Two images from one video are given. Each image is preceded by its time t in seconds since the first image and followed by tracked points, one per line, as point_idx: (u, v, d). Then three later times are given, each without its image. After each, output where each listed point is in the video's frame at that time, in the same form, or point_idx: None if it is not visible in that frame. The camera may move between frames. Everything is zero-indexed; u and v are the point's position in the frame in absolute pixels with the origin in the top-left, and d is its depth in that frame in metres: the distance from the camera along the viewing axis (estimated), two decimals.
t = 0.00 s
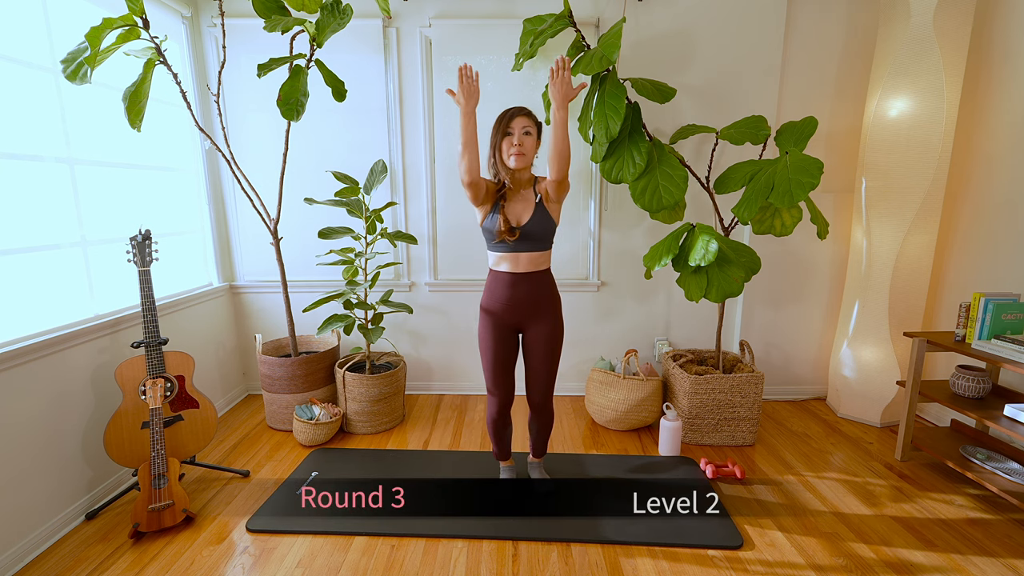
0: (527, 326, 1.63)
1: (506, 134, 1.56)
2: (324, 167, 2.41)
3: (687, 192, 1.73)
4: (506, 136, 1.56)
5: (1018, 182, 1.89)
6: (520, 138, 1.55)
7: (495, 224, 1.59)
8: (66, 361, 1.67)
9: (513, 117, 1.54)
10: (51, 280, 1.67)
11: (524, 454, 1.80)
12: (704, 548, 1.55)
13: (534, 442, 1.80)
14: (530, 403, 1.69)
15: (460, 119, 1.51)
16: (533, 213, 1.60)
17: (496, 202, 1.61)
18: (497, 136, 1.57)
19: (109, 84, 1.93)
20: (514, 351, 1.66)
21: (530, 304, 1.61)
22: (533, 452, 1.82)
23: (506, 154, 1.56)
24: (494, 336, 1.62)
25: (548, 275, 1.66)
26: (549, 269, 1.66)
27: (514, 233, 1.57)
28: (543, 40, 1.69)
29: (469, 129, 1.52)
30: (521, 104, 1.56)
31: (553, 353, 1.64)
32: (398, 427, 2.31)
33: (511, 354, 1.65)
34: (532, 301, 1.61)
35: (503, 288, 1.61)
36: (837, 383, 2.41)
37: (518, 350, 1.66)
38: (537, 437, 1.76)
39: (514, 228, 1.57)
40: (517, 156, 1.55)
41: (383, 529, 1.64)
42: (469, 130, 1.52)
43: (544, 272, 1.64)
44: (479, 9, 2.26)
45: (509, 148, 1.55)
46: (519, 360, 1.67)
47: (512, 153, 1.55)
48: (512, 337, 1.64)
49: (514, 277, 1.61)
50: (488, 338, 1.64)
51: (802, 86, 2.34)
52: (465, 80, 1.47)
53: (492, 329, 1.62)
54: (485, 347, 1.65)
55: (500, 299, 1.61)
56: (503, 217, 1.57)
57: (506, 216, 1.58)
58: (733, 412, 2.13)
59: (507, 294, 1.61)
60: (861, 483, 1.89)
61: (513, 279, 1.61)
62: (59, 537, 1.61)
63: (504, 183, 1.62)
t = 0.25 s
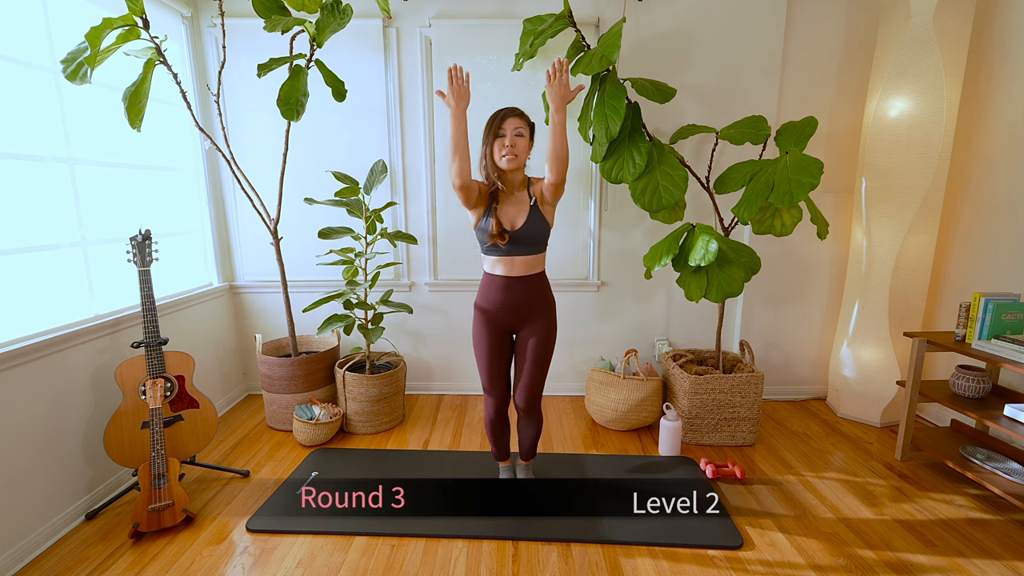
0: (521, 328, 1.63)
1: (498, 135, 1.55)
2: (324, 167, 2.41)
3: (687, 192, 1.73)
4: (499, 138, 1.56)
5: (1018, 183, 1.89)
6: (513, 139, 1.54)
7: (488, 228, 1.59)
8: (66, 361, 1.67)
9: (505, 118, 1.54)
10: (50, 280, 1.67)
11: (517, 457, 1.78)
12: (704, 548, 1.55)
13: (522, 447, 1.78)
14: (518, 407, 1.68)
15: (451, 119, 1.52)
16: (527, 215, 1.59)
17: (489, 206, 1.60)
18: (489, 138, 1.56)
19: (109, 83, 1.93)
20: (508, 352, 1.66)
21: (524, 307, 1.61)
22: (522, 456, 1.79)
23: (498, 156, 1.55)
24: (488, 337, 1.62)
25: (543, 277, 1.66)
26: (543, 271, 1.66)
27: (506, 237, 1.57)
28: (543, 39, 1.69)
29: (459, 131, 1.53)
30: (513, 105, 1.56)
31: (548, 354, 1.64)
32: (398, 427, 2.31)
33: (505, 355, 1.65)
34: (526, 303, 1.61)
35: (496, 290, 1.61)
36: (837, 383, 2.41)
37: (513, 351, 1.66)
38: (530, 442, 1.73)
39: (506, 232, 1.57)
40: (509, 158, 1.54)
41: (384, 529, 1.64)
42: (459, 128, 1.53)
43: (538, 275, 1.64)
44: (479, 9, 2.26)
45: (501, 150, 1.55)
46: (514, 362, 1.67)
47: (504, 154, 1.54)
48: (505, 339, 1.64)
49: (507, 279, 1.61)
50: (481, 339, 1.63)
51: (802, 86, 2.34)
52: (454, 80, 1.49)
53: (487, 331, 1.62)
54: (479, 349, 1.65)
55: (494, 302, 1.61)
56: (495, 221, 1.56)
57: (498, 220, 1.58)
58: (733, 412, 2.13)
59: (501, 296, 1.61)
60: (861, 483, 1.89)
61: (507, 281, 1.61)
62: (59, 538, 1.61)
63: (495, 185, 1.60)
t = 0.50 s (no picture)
0: (521, 331, 1.63)
1: (499, 139, 1.55)
2: (324, 167, 2.41)
3: (687, 192, 1.73)
4: (499, 141, 1.55)
5: (1018, 183, 1.89)
6: (513, 143, 1.54)
7: (486, 232, 1.59)
8: (66, 361, 1.67)
9: (505, 122, 1.54)
10: (50, 280, 1.67)
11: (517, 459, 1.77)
12: (704, 548, 1.55)
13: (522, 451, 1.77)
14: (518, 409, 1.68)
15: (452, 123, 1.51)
16: (527, 220, 1.60)
17: (488, 210, 1.61)
18: (489, 140, 1.56)
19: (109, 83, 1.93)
20: (508, 354, 1.66)
21: (524, 311, 1.61)
22: (522, 460, 1.77)
23: (498, 159, 1.55)
24: (488, 340, 1.62)
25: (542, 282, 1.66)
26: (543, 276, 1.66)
27: (504, 244, 1.58)
28: (543, 39, 1.69)
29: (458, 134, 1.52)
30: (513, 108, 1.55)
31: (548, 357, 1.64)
32: (398, 427, 2.31)
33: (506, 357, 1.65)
34: (526, 307, 1.61)
35: (496, 296, 1.61)
36: (837, 383, 2.41)
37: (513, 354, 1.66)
38: (530, 443, 1.73)
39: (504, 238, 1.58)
40: (509, 162, 1.54)
41: (384, 529, 1.64)
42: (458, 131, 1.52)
43: (538, 280, 1.64)
44: (479, 9, 2.26)
45: (502, 153, 1.55)
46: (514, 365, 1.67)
47: (504, 158, 1.54)
48: (506, 341, 1.64)
49: (507, 284, 1.61)
50: (482, 342, 1.64)
51: (802, 86, 2.34)
52: (456, 80, 1.48)
53: (487, 333, 1.62)
54: (480, 352, 1.65)
55: (494, 307, 1.61)
56: (494, 227, 1.56)
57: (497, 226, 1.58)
58: (733, 412, 2.13)
59: (501, 302, 1.61)
60: (861, 483, 1.88)
61: (506, 286, 1.61)
62: (59, 538, 1.61)
63: (495, 188, 1.60)
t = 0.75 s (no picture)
0: (523, 330, 1.63)
1: (501, 136, 1.53)
2: (324, 167, 2.41)
3: (687, 192, 1.73)
4: (501, 138, 1.53)
5: (1018, 183, 1.89)
6: (516, 140, 1.52)
7: (487, 230, 1.58)
8: (66, 361, 1.67)
9: (508, 118, 1.51)
10: (50, 279, 1.67)
11: (517, 458, 1.77)
12: (705, 548, 1.55)
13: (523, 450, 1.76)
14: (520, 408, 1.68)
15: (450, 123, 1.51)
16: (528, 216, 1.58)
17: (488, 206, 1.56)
18: (491, 138, 1.54)
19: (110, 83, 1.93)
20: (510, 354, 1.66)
21: (526, 308, 1.61)
22: (523, 459, 1.78)
23: (501, 156, 1.54)
24: (489, 340, 1.62)
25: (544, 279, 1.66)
26: (545, 273, 1.66)
27: (505, 240, 1.57)
28: (543, 39, 1.68)
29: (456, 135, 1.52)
30: (517, 105, 1.54)
31: (549, 356, 1.64)
32: (398, 427, 2.32)
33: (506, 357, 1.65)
34: (528, 305, 1.61)
35: (498, 292, 1.61)
36: (837, 383, 2.41)
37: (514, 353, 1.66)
38: (530, 443, 1.73)
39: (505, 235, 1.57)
40: (512, 159, 1.52)
41: (384, 528, 1.64)
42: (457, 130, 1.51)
43: (540, 276, 1.64)
44: (479, 9, 2.26)
45: (505, 151, 1.53)
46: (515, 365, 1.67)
47: (508, 155, 1.52)
48: (507, 341, 1.64)
49: (509, 281, 1.61)
50: (482, 341, 1.64)
51: (802, 86, 2.34)
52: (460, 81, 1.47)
53: (488, 333, 1.62)
54: (481, 352, 1.65)
55: (496, 304, 1.61)
56: (495, 223, 1.56)
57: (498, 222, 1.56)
58: (733, 412, 2.13)
59: (502, 299, 1.61)
60: (861, 483, 1.89)
61: (508, 283, 1.61)
62: (59, 538, 1.61)
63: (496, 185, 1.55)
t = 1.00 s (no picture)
0: (523, 330, 1.63)
1: (507, 135, 1.54)
2: (324, 167, 2.41)
3: (687, 192, 1.73)
4: (507, 138, 1.55)
5: (1018, 182, 1.89)
6: (522, 139, 1.54)
7: (491, 228, 1.59)
8: (66, 361, 1.67)
9: (514, 117, 1.53)
10: (50, 279, 1.67)
11: (517, 458, 1.77)
12: (704, 548, 1.55)
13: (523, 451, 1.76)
14: (520, 407, 1.68)
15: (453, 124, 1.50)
16: (532, 215, 1.59)
17: (491, 205, 1.58)
18: (496, 137, 1.55)
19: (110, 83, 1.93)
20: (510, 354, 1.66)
21: (527, 308, 1.60)
22: (523, 459, 1.77)
23: (507, 155, 1.55)
24: (489, 339, 1.62)
25: (545, 278, 1.66)
26: (546, 272, 1.66)
27: (509, 238, 1.56)
28: (543, 39, 1.68)
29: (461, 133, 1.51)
30: (522, 106, 1.56)
31: (549, 355, 1.64)
32: (398, 426, 2.32)
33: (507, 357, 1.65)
34: (528, 305, 1.61)
35: (499, 292, 1.61)
36: (837, 383, 2.41)
37: (514, 353, 1.66)
38: (531, 442, 1.73)
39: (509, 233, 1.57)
40: (518, 158, 1.54)
41: (384, 529, 1.64)
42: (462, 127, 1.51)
43: (541, 276, 1.64)
44: (479, 9, 2.26)
45: (511, 149, 1.55)
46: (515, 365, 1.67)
47: (514, 154, 1.54)
48: (507, 340, 1.64)
49: (510, 281, 1.61)
50: (483, 341, 1.64)
51: (802, 86, 2.34)
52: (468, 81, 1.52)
53: (489, 332, 1.62)
54: (481, 351, 1.65)
55: (496, 303, 1.61)
56: (499, 221, 1.56)
57: (502, 221, 1.57)
58: (733, 412, 2.13)
59: (503, 298, 1.61)
60: (861, 483, 1.88)
61: (509, 283, 1.61)
62: (59, 538, 1.61)
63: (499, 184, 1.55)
